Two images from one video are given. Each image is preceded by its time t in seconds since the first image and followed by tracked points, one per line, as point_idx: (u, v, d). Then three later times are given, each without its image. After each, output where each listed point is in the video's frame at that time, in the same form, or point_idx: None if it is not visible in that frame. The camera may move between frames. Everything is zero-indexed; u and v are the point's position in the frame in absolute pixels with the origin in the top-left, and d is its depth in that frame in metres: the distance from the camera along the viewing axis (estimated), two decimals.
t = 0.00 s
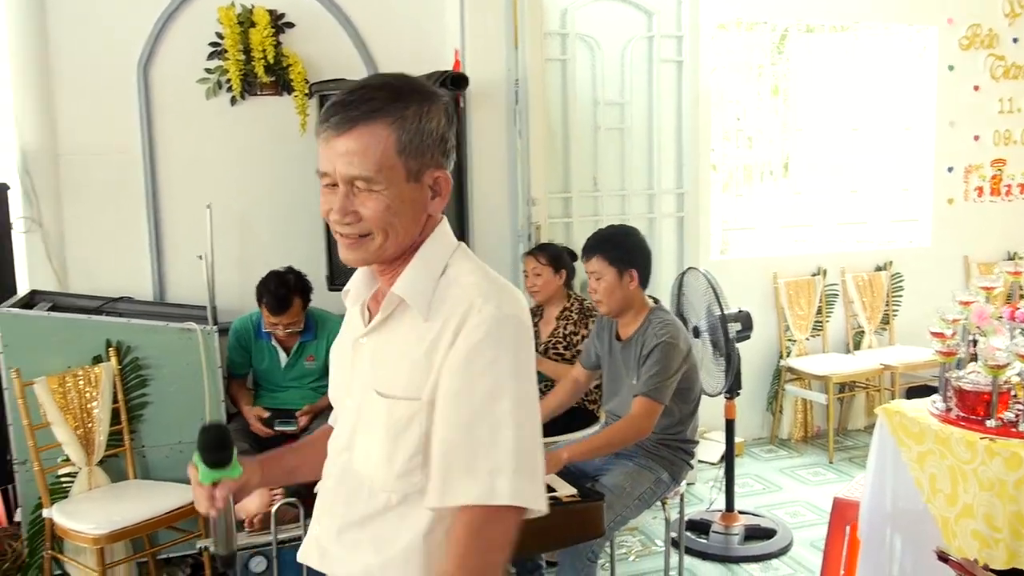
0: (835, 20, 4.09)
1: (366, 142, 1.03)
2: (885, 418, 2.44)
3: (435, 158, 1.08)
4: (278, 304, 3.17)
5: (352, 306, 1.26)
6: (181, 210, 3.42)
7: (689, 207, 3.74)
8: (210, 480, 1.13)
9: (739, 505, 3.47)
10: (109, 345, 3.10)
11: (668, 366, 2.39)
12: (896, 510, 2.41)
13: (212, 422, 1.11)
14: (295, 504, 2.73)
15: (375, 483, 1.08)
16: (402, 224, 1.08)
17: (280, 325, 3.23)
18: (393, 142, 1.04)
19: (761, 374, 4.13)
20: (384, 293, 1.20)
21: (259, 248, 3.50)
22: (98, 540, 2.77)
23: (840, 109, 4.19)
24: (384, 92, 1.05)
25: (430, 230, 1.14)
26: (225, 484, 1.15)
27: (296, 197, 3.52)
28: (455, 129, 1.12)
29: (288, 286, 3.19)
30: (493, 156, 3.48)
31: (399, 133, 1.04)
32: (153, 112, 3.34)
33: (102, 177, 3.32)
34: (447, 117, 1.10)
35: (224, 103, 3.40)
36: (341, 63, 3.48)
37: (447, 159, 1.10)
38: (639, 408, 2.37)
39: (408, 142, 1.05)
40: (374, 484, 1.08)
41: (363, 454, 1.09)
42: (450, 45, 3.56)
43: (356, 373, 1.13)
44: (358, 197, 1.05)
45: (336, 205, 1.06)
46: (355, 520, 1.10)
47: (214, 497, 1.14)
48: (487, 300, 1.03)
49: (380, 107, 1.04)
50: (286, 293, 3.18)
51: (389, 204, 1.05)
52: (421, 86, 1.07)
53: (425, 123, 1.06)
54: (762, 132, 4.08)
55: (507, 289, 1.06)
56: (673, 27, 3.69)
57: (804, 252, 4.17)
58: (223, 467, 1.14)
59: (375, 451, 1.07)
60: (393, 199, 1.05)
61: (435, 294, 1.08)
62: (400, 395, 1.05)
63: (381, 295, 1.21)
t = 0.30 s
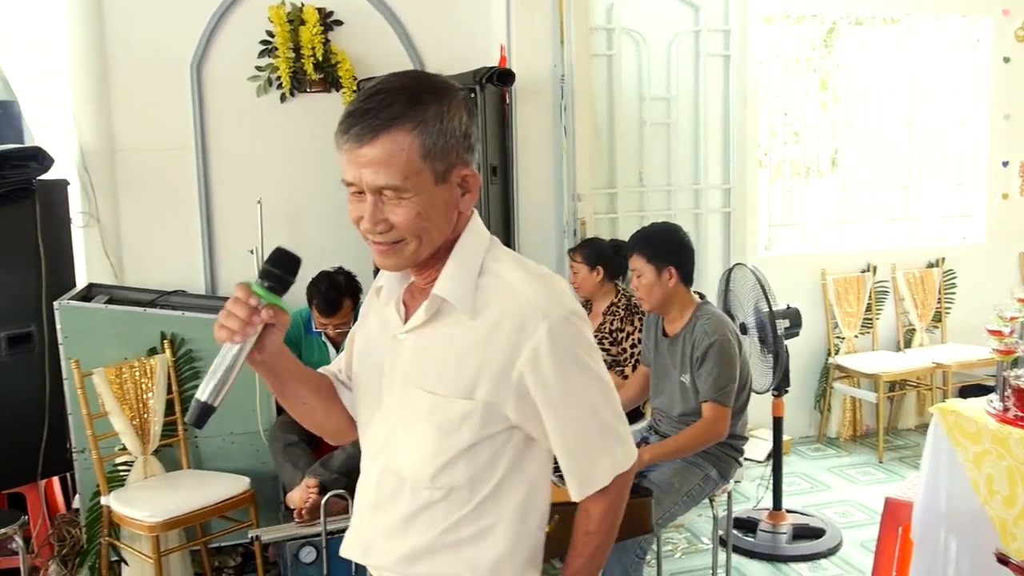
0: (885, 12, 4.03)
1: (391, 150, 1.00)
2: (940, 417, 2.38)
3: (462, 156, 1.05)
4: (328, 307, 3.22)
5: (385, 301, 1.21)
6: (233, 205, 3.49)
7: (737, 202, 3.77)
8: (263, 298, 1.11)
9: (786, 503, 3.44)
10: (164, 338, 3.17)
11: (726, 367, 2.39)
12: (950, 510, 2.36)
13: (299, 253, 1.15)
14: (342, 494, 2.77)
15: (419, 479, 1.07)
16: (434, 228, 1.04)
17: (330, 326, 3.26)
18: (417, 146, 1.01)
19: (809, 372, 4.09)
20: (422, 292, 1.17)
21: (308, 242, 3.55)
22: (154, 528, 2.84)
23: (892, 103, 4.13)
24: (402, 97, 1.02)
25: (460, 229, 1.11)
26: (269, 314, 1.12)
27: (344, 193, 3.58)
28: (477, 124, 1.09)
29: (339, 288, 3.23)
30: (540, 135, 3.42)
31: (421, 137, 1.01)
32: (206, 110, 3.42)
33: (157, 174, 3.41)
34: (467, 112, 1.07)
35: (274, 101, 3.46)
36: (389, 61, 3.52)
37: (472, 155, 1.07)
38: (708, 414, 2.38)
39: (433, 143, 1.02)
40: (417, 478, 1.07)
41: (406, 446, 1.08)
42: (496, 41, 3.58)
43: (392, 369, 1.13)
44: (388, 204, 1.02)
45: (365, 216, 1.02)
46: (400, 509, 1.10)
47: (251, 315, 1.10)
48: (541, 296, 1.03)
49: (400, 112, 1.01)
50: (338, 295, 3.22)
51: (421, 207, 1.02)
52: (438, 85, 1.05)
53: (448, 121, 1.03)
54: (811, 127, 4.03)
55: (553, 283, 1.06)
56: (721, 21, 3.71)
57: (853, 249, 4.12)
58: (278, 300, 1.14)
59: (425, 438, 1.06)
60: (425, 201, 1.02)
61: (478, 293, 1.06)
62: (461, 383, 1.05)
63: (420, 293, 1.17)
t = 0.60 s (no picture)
0: (904, 7, 4.01)
1: (446, 145, 1.01)
2: (960, 412, 2.33)
3: (520, 150, 1.05)
4: (347, 302, 3.25)
5: (445, 304, 1.23)
6: (253, 201, 3.52)
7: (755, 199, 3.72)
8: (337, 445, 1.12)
9: (805, 499, 3.44)
10: (186, 332, 3.21)
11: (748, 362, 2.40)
12: (971, 507, 2.36)
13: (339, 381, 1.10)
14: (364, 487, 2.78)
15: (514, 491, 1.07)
16: (493, 225, 1.05)
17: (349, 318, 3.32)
18: (473, 141, 1.01)
19: (828, 369, 4.08)
20: (488, 295, 1.17)
21: (328, 238, 3.58)
22: (177, 521, 2.87)
23: (911, 98, 4.11)
24: (457, 90, 1.03)
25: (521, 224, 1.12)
26: (346, 447, 1.14)
27: (364, 188, 3.60)
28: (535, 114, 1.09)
29: (355, 282, 3.25)
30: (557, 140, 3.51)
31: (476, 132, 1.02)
32: (226, 107, 3.45)
33: (179, 171, 3.44)
34: (526, 105, 1.07)
35: (293, 98, 3.49)
36: (407, 57, 3.54)
37: (531, 149, 1.08)
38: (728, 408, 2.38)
39: (490, 139, 1.02)
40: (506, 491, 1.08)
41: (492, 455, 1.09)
42: (514, 37, 3.59)
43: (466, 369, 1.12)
44: (446, 202, 1.03)
45: (425, 214, 1.03)
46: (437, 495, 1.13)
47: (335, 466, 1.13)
48: (615, 283, 1.03)
49: (454, 106, 1.02)
50: (354, 288, 3.25)
51: (480, 204, 1.03)
52: (492, 76, 1.05)
53: (505, 116, 1.03)
54: (828, 122, 4.02)
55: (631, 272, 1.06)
56: (738, 16, 3.70)
57: (871, 244, 4.12)
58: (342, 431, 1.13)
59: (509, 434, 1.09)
60: (483, 198, 1.03)
61: (552, 289, 1.07)
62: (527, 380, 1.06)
63: (487, 297, 1.17)
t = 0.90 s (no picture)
0: (889, 5, 4.05)
1: (489, 144, 0.96)
2: (945, 405, 2.38)
3: (565, 144, 0.99)
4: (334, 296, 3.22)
5: (495, 299, 1.20)
6: (242, 197, 3.51)
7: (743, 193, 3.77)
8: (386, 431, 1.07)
9: (794, 492, 3.47)
10: (175, 329, 3.20)
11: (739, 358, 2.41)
12: (956, 499, 2.38)
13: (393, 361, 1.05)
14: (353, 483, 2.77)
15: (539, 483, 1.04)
16: (541, 222, 1.01)
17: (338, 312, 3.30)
18: (517, 138, 0.96)
19: (817, 363, 4.11)
20: (536, 285, 1.14)
21: (318, 234, 3.58)
22: (167, 518, 2.85)
23: (897, 95, 4.15)
24: (497, 86, 0.97)
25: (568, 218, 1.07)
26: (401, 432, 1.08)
27: (355, 184, 3.60)
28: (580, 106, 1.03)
29: (343, 276, 3.25)
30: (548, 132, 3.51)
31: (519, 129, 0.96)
32: (215, 102, 3.44)
33: (167, 167, 3.43)
34: (570, 95, 1.01)
35: (282, 93, 3.49)
36: (397, 53, 3.54)
37: (577, 140, 1.02)
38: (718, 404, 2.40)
39: (535, 134, 0.96)
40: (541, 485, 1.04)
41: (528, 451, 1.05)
42: (504, 34, 3.60)
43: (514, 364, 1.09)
44: (491, 200, 0.98)
45: (472, 215, 0.99)
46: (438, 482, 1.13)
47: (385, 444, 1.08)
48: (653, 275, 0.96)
49: (495, 103, 0.96)
50: (342, 283, 3.24)
51: (528, 201, 0.98)
52: (534, 69, 0.99)
53: (550, 110, 0.97)
54: (817, 119, 4.05)
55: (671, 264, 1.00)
56: (726, 14, 3.73)
57: (859, 240, 4.16)
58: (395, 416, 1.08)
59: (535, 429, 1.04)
60: (531, 195, 0.98)
61: (596, 280, 1.02)
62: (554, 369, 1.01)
63: (534, 287, 1.15)
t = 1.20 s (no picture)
0: (861, 5, 4.09)
1: (508, 123, 1.06)
2: (914, 400, 2.43)
3: (581, 137, 1.08)
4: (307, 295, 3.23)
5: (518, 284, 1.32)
6: (216, 195, 3.49)
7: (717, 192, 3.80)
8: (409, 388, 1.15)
9: (767, 487, 3.50)
10: (148, 328, 3.17)
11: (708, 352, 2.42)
12: (926, 491, 2.38)
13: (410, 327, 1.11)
14: (328, 482, 2.74)
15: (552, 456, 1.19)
16: (548, 205, 1.10)
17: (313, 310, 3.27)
18: (533, 123, 1.05)
19: (789, 360, 4.16)
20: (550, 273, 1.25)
21: (292, 232, 3.57)
22: (139, 519, 2.83)
23: (869, 93, 4.20)
24: (525, 74, 1.06)
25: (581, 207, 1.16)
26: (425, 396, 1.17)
27: (330, 182, 3.59)
28: (606, 103, 1.11)
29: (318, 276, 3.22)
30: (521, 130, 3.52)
31: (538, 114, 1.06)
32: (188, 100, 3.41)
33: (140, 165, 3.40)
34: (596, 94, 1.09)
35: (256, 91, 3.47)
36: (371, 51, 3.53)
37: (596, 137, 1.10)
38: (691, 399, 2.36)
39: (551, 122, 1.06)
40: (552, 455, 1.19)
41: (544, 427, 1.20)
42: (478, 32, 3.60)
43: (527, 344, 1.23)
44: (505, 177, 1.08)
45: (487, 187, 1.09)
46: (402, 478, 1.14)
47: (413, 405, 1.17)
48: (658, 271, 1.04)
49: (520, 88, 1.06)
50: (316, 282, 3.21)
51: (536, 183, 1.07)
52: (565, 63, 1.08)
53: (570, 103, 1.06)
54: (789, 118, 4.09)
55: (667, 251, 1.09)
56: (700, 12, 3.75)
57: (831, 237, 4.21)
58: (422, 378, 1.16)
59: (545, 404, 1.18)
60: (540, 179, 1.07)
61: (604, 272, 1.12)
62: (561, 351, 1.14)
63: (546, 273, 1.25)
